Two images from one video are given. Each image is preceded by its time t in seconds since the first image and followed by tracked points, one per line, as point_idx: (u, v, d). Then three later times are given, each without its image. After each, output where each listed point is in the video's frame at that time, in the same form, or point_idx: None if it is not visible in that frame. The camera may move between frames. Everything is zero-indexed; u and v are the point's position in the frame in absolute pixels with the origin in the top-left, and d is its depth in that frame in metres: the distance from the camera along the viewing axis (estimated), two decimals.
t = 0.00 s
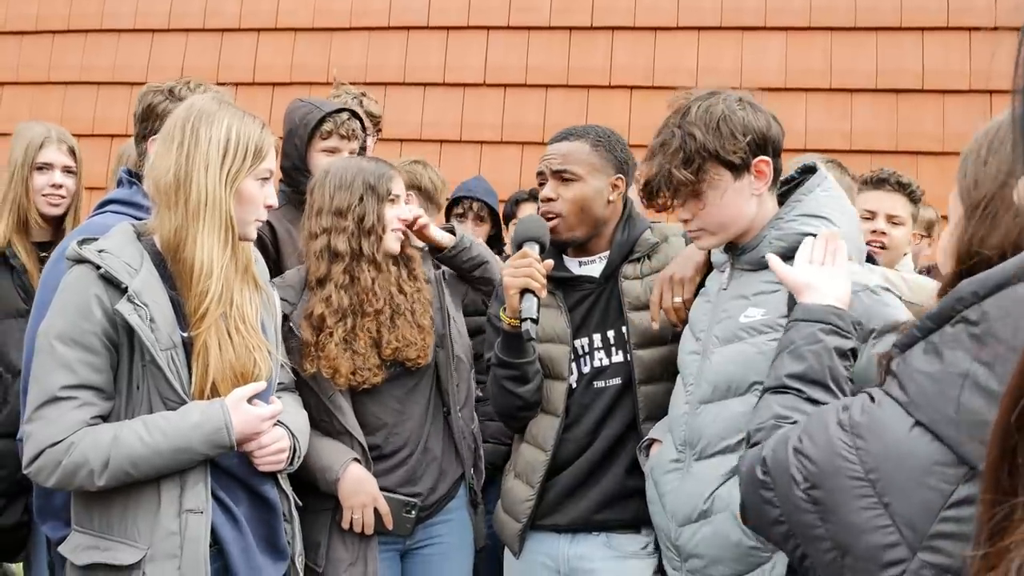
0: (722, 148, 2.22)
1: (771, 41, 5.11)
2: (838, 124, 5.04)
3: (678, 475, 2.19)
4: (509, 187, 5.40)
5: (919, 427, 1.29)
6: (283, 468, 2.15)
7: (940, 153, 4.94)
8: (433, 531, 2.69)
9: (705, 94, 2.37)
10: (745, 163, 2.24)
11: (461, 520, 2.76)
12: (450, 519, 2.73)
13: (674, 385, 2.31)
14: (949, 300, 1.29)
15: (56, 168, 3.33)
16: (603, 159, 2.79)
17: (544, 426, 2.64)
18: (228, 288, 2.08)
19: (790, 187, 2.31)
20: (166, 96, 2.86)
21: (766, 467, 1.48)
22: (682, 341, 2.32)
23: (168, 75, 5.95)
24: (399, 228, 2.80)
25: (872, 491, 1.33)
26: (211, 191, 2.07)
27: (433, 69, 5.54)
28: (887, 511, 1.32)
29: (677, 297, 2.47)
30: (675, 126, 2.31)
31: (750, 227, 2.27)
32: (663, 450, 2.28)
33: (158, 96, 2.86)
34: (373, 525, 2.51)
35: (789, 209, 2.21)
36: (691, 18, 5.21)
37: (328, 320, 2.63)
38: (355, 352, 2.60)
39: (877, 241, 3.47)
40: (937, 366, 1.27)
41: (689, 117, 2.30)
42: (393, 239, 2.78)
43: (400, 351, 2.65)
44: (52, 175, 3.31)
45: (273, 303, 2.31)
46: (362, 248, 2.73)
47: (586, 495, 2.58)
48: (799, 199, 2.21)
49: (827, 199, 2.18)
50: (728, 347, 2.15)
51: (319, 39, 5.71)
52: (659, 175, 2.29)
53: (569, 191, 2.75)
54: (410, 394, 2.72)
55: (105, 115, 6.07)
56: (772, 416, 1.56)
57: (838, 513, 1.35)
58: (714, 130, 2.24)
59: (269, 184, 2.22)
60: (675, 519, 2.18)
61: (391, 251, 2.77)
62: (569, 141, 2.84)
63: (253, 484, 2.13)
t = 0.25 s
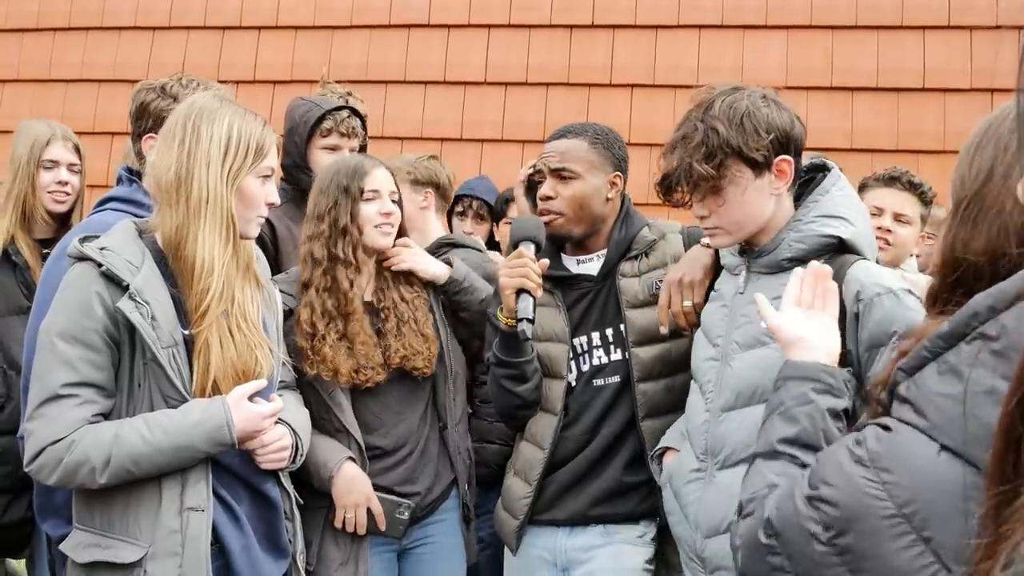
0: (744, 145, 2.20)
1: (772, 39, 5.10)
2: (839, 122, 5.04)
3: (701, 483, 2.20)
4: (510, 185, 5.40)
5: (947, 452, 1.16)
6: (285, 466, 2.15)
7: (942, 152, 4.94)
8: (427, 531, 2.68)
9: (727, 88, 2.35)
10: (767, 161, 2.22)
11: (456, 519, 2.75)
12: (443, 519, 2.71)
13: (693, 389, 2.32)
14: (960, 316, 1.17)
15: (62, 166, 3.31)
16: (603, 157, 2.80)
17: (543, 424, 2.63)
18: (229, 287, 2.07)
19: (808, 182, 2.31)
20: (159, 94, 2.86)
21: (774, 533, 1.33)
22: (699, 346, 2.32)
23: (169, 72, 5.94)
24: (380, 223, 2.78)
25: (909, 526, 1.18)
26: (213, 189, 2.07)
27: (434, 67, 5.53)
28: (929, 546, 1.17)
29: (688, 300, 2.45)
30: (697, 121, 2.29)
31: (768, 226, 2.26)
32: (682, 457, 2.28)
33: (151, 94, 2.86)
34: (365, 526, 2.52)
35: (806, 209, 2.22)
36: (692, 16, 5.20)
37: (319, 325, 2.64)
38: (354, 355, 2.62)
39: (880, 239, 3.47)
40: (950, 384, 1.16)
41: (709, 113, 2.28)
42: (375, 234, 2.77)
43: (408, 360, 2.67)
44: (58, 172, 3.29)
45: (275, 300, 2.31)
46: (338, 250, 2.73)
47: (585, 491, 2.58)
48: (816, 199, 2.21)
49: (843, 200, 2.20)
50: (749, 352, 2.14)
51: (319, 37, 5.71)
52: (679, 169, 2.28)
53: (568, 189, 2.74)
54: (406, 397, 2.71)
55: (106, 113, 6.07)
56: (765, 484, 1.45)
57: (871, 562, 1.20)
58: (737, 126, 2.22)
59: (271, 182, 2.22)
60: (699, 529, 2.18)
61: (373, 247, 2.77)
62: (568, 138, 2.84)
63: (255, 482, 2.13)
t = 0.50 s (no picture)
0: (680, 167, 2.21)
1: (768, 48, 5.11)
2: (837, 131, 5.03)
3: (662, 490, 2.17)
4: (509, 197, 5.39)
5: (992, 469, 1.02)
6: (286, 480, 2.14)
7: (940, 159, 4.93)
8: (421, 548, 2.61)
9: (669, 106, 2.36)
10: (710, 179, 2.24)
11: (454, 537, 2.65)
12: (439, 536, 2.63)
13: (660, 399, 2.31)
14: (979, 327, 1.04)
15: (58, 183, 3.36)
16: (604, 172, 2.78)
17: (527, 439, 2.63)
18: (234, 306, 2.06)
19: (773, 186, 2.35)
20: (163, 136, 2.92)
21: None
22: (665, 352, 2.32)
23: (167, 89, 5.95)
24: (405, 229, 2.89)
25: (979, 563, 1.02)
26: (219, 208, 2.07)
27: (431, 80, 5.54)
28: None
29: (660, 301, 2.45)
30: (635, 149, 2.30)
31: (717, 242, 2.27)
32: (650, 463, 2.25)
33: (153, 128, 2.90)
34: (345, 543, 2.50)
35: (757, 220, 2.23)
36: (688, 27, 5.21)
37: (330, 306, 2.74)
38: (353, 340, 2.66)
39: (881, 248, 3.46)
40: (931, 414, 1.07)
41: (647, 139, 2.29)
42: (400, 243, 2.88)
43: (403, 365, 2.68)
44: (54, 190, 3.33)
45: (271, 318, 2.30)
46: (367, 249, 2.87)
47: (567, 506, 2.55)
48: (767, 208, 2.23)
49: (793, 206, 2.22)
50: (703, 359, 2.17)
51: (317, 52, 5.72)
52: (622, 200, 2.26)
53: (574, 206, 2.72)
54: (400, 410, 2.71)
55: (104, 131, 6.08)
56: None
57: None
58: (672, 152, 2.23)
59: (275, 203, 2.22)
60: (660, 534, 2.14)
61: (397, 255, 2.87)
62: (569, 154, 2.78)
63: (253, 499, 2.11)
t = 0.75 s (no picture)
0: (685, 163, 2.21)
1: (768, 48, 5.11)
2: (838, 130, 5.03)
3: (662, 491, 2.16)
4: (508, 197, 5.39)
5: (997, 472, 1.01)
6: (286, 483, 2.13)
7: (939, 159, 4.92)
8: (426, 548, 2.62)
9: (673, 103, 2.36)
10: (714, 177, 2.24)
11: (458, 537, 2.67)
12: (443, 536, 2.65)
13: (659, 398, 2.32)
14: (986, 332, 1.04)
15: (50, 183, 3.36)
16: (604, 172, 2.77)
17: (527, 439, 2.63)
18: (235, 306, 2.06)
19: (773, 187, 2.36)
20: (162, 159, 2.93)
21: None
22: (664, 351, 2.32)
23: (167, 89, 5.95)
24: (410, 231, 2.89)
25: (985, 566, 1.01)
26: (219, 207, 2.07)
27: (431, 81, 5.54)
28: None
29: (657, 300, 2.45)
30: (640, 144, 2.30)
31: (720, 240, 2.27)
32: (648, 463, 2.25)
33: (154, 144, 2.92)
34: (348, 543, 2.52)
35: (760, 220, 2.22)
36: (688, 26, 5.21)
37: (334, 308, 2.75)
38: (357, 342, 2.67)
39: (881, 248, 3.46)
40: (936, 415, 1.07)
41: (652, 135, 2.29)
42: (403, 244, 2.88)
43: (407, 364, 2.68)
44: (46, 190, 3.34)
45: (271, 318, 2.30)
46: (371, 250, 2.88)
47: (568, 507, 2.54)
48: (770, 208, 2.22)
49: (797, 206, 2.22)
50: (702, 359, 2.17)
51: (316, 52, 5.72)
52: (624, 195, 2.26)
53: (575, 207, 2.71)
54: (406, 409, 2.72)
55: (104, 131, 6.07)
56: None
57: None
58: (677, 147, 2.23)
59: (274, 202, 2.23)
60: (659, 534, 2.14)
61: (401, 257, 2.88)
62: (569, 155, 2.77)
63: (254, 502, 2.10)
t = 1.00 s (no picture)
0: (687, 160, 2.22)
1: (768, 50, 5.11)
2: (838, 132, 5.04)
3: (661, 492, 2.16)
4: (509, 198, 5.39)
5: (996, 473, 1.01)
6: (288, 483, 2.14)
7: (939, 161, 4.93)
8: (433, 551, 2.62)
9: (677, 103, 2.37)
10: (716, 175, 2.24)
11: (464, 539, 2.66)
12: (450, 539, 2.64)
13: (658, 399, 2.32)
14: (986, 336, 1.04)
15: (29, 176, 3.38)
16: (605, 174, 2.77)
17: (528, 440, 2.63)
18: (235, 307, 2.06)
19: (773, 189, 2.38)
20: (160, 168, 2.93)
21: None
22: (663, 354, 2.32)
23: (168, 91, 5.96)
24: (413, 235, 2.89)
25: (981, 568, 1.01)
26: (219, 207, 2.07)
27: (431, 82, 5.54)
28: None
29: (656, 301, 2.45)
30: (644, 139, 2.32)
31: (721, 240, 2.27)
32: (648, 464, 2.25)
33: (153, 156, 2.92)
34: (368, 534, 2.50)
35: (760, 221, 2.23)
36: (688, 28, 5.21)
37: (339, 317, 2.74)
38: (364, 350, 2.67)
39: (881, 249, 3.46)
40: (938, 418, 1.07)
41: (655, 133, 2.30)
42: (405, 248, 2.88)
43: (414, 369, 2.69)
44: (26, 183, 3.36)
45: (272, 318, 2.30)
46: (373, 255, 2.87)
47: (568, 508, 2.54)
48: (770, 210, 2.23)
49: (797, 208, 2.21)
50: (702, 361, 2.17)
51: (317, 54, 5.72)
52: (626, 188, 2.27)
53: (575, 208, 2.72)
54: (413, 412, 2.72)
55: (104, 133, 6.08)
56: None
57: None
58: (681, 143, 2.24)
59: (273, 202, 2.23)
60: (659, 536, 2.14)
61: (403, 262, 2.88)
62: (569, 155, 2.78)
63: (253, 503, 2.10)
